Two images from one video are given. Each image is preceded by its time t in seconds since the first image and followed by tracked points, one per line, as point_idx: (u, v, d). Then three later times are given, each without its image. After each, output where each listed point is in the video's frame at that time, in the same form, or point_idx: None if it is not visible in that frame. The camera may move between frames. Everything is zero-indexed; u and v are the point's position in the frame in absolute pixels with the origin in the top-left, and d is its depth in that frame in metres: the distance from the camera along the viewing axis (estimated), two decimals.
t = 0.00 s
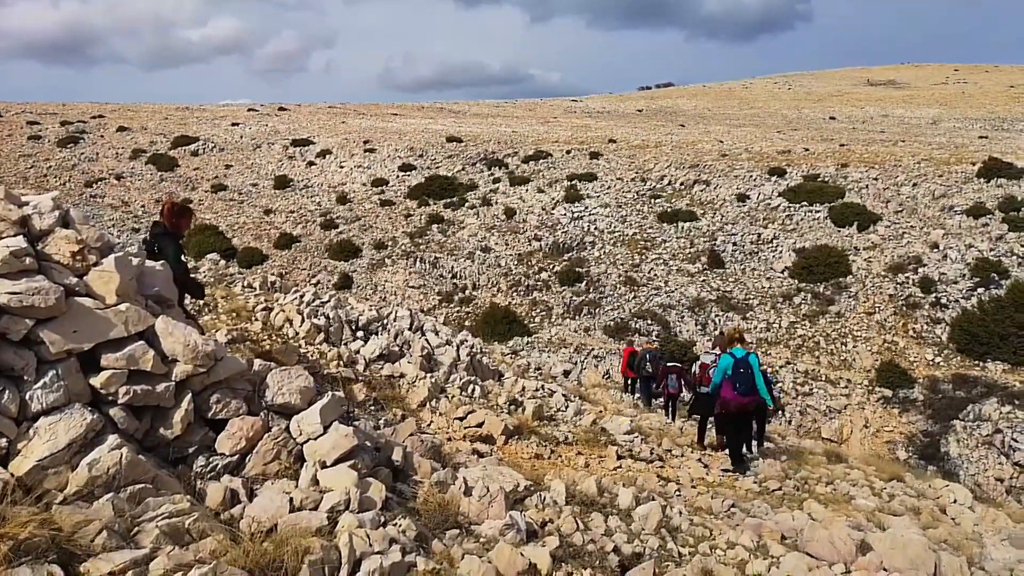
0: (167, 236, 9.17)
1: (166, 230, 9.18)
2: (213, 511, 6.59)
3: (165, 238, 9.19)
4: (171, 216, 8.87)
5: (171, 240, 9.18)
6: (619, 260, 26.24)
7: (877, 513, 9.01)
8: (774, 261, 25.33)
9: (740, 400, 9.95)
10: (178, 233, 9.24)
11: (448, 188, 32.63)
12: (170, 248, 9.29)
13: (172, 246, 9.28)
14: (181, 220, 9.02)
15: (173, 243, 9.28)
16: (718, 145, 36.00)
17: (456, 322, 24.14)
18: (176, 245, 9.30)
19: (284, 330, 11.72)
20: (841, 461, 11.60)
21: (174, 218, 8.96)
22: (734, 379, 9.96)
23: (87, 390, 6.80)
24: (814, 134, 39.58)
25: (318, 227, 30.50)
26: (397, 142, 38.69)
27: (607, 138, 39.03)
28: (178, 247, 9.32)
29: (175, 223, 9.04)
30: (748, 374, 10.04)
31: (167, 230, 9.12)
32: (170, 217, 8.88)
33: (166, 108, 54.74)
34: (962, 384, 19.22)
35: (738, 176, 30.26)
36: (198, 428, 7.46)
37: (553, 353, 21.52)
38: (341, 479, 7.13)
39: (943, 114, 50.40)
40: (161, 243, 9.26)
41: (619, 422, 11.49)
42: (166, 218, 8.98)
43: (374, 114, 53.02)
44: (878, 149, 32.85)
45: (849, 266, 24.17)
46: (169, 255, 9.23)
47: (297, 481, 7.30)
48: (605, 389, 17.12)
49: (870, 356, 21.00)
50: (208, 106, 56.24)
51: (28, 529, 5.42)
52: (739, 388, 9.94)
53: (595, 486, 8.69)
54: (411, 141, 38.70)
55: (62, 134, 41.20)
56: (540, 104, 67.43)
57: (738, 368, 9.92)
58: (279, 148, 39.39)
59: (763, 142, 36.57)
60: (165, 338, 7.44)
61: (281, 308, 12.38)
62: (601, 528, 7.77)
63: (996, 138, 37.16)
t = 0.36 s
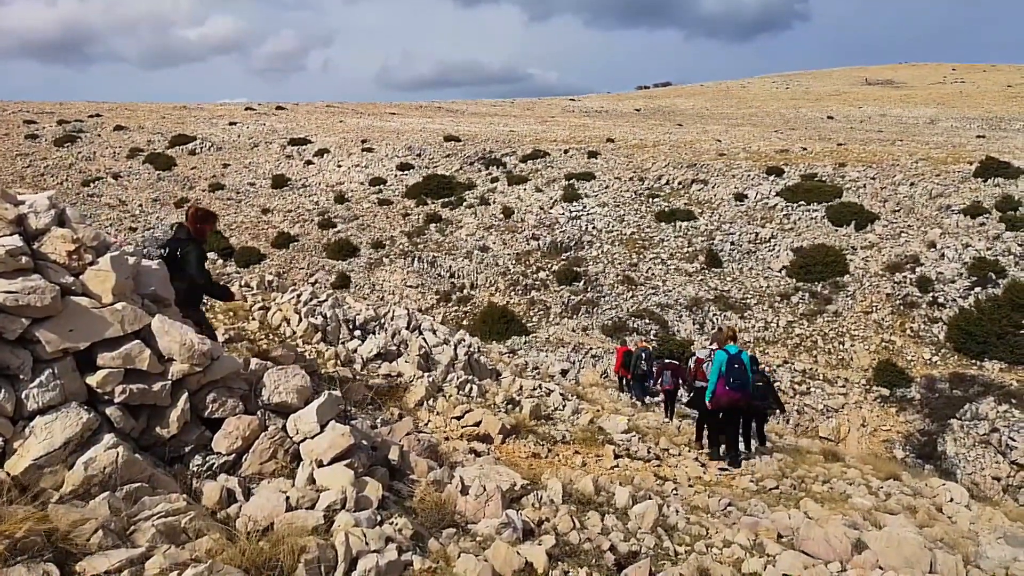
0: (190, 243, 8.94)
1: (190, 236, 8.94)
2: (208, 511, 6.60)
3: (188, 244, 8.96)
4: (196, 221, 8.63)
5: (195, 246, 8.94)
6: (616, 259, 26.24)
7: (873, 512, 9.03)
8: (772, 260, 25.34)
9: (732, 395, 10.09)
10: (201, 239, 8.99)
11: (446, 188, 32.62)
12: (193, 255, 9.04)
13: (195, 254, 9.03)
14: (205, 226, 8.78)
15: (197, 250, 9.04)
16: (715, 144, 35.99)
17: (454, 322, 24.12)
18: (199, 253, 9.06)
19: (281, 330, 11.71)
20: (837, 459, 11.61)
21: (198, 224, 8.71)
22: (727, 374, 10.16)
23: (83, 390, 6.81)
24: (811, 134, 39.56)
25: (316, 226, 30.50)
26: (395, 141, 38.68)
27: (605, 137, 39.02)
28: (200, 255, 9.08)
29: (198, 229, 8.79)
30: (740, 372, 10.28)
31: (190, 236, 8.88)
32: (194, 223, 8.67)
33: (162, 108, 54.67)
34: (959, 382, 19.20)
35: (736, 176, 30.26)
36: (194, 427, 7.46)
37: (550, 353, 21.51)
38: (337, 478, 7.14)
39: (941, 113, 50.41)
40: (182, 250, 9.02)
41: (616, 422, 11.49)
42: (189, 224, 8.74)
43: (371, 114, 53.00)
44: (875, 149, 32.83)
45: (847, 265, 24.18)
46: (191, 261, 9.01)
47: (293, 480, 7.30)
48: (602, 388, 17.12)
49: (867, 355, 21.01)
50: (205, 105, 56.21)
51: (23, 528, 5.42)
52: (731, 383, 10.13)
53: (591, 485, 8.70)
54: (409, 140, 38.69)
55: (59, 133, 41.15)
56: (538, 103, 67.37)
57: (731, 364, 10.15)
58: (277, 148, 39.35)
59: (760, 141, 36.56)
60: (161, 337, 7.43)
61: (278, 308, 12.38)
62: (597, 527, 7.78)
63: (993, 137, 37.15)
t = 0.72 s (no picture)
0: (201, 241, 8.46)
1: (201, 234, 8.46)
2: (202, 510, 6.59)
3: (198, 242, 8.47)
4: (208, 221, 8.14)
5: (205, 246, 8.46)
6: (612, 258, 26.26)
7: (866, 510, 9.05)
8: (767, 260, 25.37)
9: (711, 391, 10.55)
10: (214, 240, 8.50)
11: (442, 187, 32.62)
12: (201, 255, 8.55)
13: (203, 254, 8.53)
14: (219, 227, 8.29)
15: (207, 251, 8.55)
16: (711, 143, 36.02)
17: (449, 321, 24.09)
18: (208, 254, 8.54)
19: (276, 329, 11.71)
20: (831, 458, 11.63)
21: (211, 223, 8.23)
22: (706, 372, 10.57)
23: (76, 389, 6.81)
24: (806, 133, 39.61)
25: (312, 225, 30.50)
26: (391, 140, 38.67)
27: (600, 136, 39.04)
28: (209, 257, 8.58)
29: (212, 228, 8.32)
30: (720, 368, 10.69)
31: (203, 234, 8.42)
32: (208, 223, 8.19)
33: (157, 107, 54.62)
34: (953, 381, 19.24)
35: (731, 175, 30.30)
36: (188, 427, 7.46)
37: (546, 352, 21.52)
38: (331, 477, 7.14)
39: (935, 113, 50.55)
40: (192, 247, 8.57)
41: (610, 421, 11.51)
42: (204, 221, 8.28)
43: (367, 113, 52.99)
44: (869, 148, 32.88)
45: (841, 265, 24.23)
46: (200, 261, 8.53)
47: (287, 479, 7.30)
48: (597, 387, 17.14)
49: (862, 354, 21.06)
50: (200, 104, 56.14)
51: (16, 527, 5.42)
52: (710, 379, 10.55)
53: (585, 484, 8.71)
54: (405, 140, 38.68)
55: (54, 132, 41.10)
56: (533, 102, 67.37)
57: (708, 361, 10.53)
58: (273, 147, 39.32)
59: (756, 141, 36.61)
60: (154, 336, 7.43)
61: (273, 307, 12.38)
62: (591, 525, 7.79)
63: (987, 136, 37.23)
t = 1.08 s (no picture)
0: (208, 242, 8.63)
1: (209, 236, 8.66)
2: (195, 509, 6.59)
3: (205, 243, 8.65)
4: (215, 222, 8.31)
5: (212, 247, 8.63)
6: (607, 257, 26.30)
7: (859, 508, 9.09)
8: (761, 259, 25.43)
9: (697, 389, 10.90)
10: (221, 242, 8.66)
11: (437, 186, 32.62)
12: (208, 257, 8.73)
13: (209, 256, 8.70)
14: (225, 230, 8.46)
15: (214, 253, 8.72)
16: (705, 143, 36.10)
17: (444, 320, 24.06)
18: (215, 256, 8.72)
19: (270, 329, 11.70)
20: (825, 456, 11.67)
21: (219, 226, 8.41)
22: (693, 369, 10.95)
23: (68, 389, 6.81)
24: (800, 132, 39.74)
25: (306, 224, 30.46)
26: (386, 139, 38.65)
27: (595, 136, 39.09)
28: (215, 258, 8.74)
29: (220, 230, 8.50)
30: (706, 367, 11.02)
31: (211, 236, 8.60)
32: (214, 224, 8.36)
33: (151, 105, 54.45)
34: (946, 380, 19.31)
35: (725, 174, 30.35)
36: (182, 426, 7.46)
37: (541, 351, 21.55)
38: (324, 476, 7.14)
39: (928, 112, 50.76)
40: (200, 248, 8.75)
41: (605, 420, 11.53)
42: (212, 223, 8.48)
43: (362, 112, 52.94)
44: (863, 147, 33.00)
45: (835, 264, 24.30)
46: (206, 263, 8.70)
47: (280, 479, 7.30)
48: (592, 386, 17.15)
49: (855, 352, 21.13)
50: (194, 103, 56.00)
51: (7, 527, 5.40)
52: (697, 377, 10.91)
53: (580, 483, 8.73)
54: (400, 139, 38.66)
55: (47, 131, 40.95)
56: (528, 101, 67.42)
57: (697, 359, 10.92)
58: (267, 146, 39.24)
59: (750, 140, 36.70)
60: (147, 335, 7.43)
61: (267, 306, 12.38)
62: (585, 524, 7.81)
63: (980, 136, 37.40)
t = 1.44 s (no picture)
0: (209, 244, 8.38)
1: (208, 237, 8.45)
2: (183, 509, 6.57)
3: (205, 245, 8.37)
4: (214, 222, 8.12)
5: (213, 249, 8.37)
6: (598, 257, 26.33)
7: (848, 505, 9.13)
8: (751, 258, 25.51)
9: (686, 388, 10.97)
10: (223, 242, 8.44)
11: (428, 185, 32.60)
12: (209, 258, 8.47)
13: (210, 257, 8.44)
14: (224, 229, 8.26)
15: (215, 254, 8.47)
16: (696, 142, 36.21)
17: (435, 320, 24.05)
18: (216, 258, 8.46)
19: (260, 328, 11.68)
20: (814, 454, 11.72)
21: (219, 225, 8.18)
22: (682, 369, 11.03)
23: (55, 388, 6.78)
24: (790, 132, 39.93)
25: (297, 224, 30.40)
26: (377, 139, 38.60)
27: (586, 135, 39.17)
28: (217, 260, 8.49)
29: (221, 230, 8.28)
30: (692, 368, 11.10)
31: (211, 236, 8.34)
32: (213, 224, 8.17)
33: (139, 104, 54.20)
34: (934, 378, 19.43)
35: (716, 174, 30.45)
36: (170, 425, 7.44)
37: (531, 350, 21.58)
38: (313, 475, 7.13)
39: (917, 112, 51.09)
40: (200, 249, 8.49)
41: (595, 418, 11.55)
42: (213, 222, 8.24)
43: (352, 111, 52.87)
44: (852, 147, 33.18)
45: (825, 263, 24.41)
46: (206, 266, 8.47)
47: (269, 478, 7.29)
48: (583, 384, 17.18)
49: (845, 351, 21.22)
50: (184, 102, 55.76)
51: None
52: (685, 376, 10.98)
53: (570, 481, 8.75)
54: (391, 138, 38.62)
55: (35, 130, 40.70)
56: (519, 101, 67.48)
57: (685, 359, 10.99)
58: (257, 145, 39.13)
59: (740, 139, 36.84)
60: (135, 334, 7.41)
61: (257, 306, 12.34)
62: (574, 522, 7.83)
63: (968, 135, 37.70)
